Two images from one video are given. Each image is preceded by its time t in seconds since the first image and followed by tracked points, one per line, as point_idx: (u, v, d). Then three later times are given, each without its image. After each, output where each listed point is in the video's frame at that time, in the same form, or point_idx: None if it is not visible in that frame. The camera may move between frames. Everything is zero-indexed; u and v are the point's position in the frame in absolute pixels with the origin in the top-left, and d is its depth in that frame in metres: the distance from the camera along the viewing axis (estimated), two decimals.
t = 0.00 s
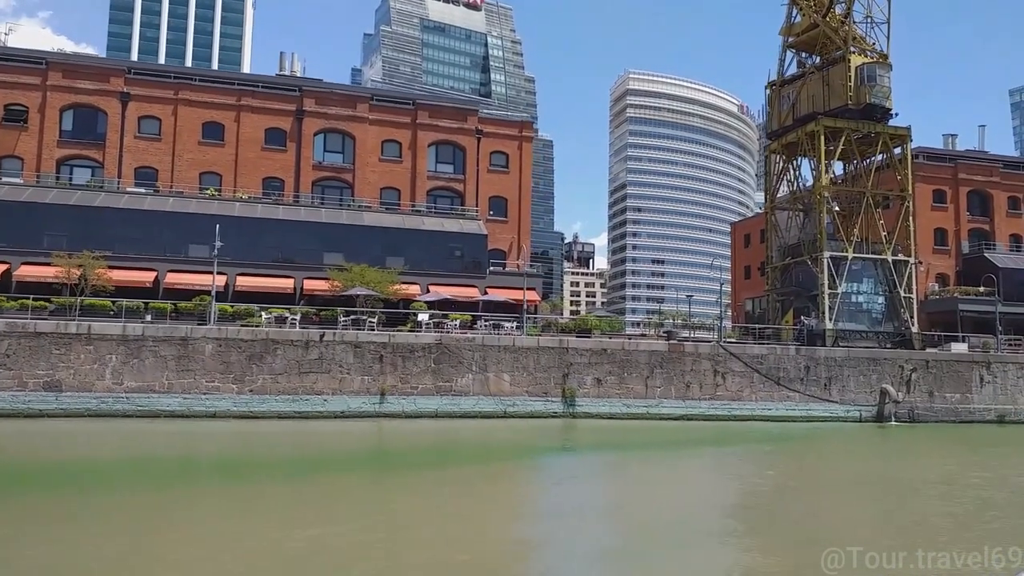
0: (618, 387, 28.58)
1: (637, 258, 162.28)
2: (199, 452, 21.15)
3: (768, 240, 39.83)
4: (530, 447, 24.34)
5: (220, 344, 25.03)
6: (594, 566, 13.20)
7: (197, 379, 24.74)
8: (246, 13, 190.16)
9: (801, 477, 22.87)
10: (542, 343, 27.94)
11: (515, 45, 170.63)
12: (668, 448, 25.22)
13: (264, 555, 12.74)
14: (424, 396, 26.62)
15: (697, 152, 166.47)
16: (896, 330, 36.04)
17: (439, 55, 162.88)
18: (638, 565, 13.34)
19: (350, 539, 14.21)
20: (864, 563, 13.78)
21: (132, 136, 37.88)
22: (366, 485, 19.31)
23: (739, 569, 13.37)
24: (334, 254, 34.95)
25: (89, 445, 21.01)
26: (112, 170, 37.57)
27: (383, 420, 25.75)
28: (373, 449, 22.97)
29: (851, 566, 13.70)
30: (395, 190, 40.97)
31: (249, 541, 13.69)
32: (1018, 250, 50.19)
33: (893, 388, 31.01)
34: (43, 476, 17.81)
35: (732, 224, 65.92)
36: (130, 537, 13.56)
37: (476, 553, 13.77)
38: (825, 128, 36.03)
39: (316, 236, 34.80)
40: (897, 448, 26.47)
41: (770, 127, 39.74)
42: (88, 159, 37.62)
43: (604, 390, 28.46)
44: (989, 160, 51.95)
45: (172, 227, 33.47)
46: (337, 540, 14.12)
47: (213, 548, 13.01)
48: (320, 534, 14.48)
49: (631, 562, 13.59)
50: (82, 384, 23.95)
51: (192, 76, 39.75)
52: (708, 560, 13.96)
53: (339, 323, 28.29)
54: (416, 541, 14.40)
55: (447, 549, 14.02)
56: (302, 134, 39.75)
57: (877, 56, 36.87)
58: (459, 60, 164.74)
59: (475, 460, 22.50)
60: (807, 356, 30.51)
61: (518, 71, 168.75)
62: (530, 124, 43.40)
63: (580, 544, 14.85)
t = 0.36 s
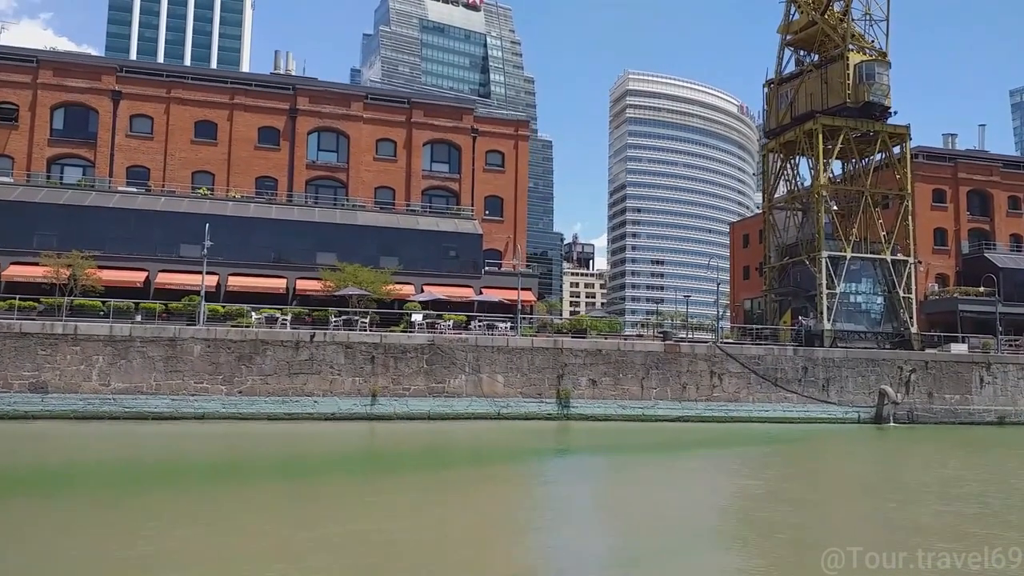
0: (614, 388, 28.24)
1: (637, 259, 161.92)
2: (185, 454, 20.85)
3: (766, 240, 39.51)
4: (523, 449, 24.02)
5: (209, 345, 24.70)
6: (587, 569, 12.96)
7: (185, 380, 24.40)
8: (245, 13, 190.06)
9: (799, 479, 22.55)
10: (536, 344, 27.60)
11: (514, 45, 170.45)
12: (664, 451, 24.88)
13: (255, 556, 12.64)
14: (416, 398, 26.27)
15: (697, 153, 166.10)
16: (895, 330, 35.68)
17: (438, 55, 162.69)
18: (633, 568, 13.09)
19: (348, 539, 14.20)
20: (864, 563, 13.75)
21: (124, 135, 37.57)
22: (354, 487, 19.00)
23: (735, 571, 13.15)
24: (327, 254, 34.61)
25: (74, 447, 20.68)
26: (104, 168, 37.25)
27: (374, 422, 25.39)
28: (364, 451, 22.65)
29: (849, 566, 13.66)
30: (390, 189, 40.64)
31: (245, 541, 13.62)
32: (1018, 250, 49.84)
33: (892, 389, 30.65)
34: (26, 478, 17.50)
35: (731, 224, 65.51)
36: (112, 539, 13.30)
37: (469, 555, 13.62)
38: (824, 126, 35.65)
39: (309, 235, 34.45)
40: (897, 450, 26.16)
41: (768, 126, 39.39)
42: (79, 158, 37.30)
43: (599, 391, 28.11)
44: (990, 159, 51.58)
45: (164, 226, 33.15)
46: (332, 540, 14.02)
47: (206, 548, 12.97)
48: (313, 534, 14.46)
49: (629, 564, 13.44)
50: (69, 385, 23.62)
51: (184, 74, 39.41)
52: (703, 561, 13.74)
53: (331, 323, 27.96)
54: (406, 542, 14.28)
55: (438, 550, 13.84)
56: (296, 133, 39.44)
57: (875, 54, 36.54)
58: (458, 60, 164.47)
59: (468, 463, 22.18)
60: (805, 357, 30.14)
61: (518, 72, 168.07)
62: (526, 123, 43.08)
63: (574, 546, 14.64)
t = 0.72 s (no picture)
0: (607, 388, 27.89)
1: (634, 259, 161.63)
2: (171, 455, 20.50)
3: (762, 239, 39.21)
4: (514, 449, 23.70)
5: (195, 345, 24.32)
6: (581, 571, 12.69)
7: (171, 380, 24.03)
8: (241, 12, 189.41)
9: (794, 480, 22.25)
10: (528, 344, 27.24)
11: (511, 45, 170.06)
12: (658, 452, 24.53)
13: (245, 558, 12.41)
14: (406, 398, 25.90)
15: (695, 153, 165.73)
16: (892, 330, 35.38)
17: (435, 55, 162.05)
18: (627, 570, 12.83)
19: (339, 540, 13.97)
20: (863, 563, 13.61)
21: (113, 133, 37.19)
22: (342, 489, 18.67)
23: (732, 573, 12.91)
24: (318, 253, 34.20)
25: (57, 448, 20.33)
26: (92, 166, 36.87)
27: (363, 423, 25.01)
28: (353, 452, 22.32)
29: (849, 566, 13.53)
30: (383, 187, 40.25)
31: (230, 543, 13.35)
32: (1016, 248, 49.59)
33: (889, 389, 30.33)
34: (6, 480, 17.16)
35: (727, 224, 65.11)
36: (90, 541, 12.98)
37: (463, 557, 13.38)
38: (819, 124, 35.26)
39: (300, 234, 34.06)
40: (893, 450, 25.89)
41: (764, 124, 39.07)
42: (67, 156, 36.92)
43: (592, 391, 27.76)
44: (987, 158, 51.30)
45: (153, 225, 32.79)
46: (321, 542, 13.78)
47: (192, 550, 12.72)
48: (301, 536, 14.20)
49: (624, 565, 13.19)
50: (52, 386, 23.24)
51: (174, 72, 39.04)
52: (701, 562, 13.51)
53: (320, 323, 27.60)
54: (399, 543, 14.04)
55: (430, 551, 13.59)
56: (287, 131, 39.09)
57: (872, 51, 36.25)
58: (455, 60, 164.02)
59: (458, 464, 21.86)
60: (801, 357, 29.81)
61: (515, 72, 166.90)
62: (520, 121, 42.73)
63: (569, 547, 14.40)
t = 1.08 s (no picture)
0: (601, 388, 27.58)
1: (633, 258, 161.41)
2: (157, 456, 20.17)
3: (758, 236, 38.85)
4: (507, 450, 23.41)
5: (183, 344, 23.99)
6: (574, 573, 12.39)
7: (158, 380, 23.70)
8: (238, 11, 188.90)
9: (791, 480, 21.96)
10: (522, 342, 26.90)
11: (509, 44, 170.03)
12: (653, 452, 24.23)
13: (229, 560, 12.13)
14: (398, 398, 25.56)
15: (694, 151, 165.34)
16: (890, 328, 35.02)
17: (433, 53, 161.76)
18: (621, 571, 12.55)
19: (327, 541, 13.72)
20: (864, 563, 13.36)
21: (103, 130, 36.87)
22: (331, 490, 18.36)
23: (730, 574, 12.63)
24: (310, 251, 33.85)
25: (41, 448, 20.00)
26: (82, 164, 36.53)
27: (354, 423, 24.68)
28: (344, 453, 22.01)
29: (850, 566, 13.26)
30: (376, 185, 39.93)
31: (214, 546, 13.05)
32: (1015, 246, 49.30)
33: (886, 389, 30.02)
34: None
35: (725, 223, 64.84)
36: (68, 544, 12.65)
37: (452, 557, 13.12)
38: (816, 120, 34.93)
39: (292, 232, 33.72)
40: (891, 450, 25.61)
41: (760, 121, 38.75)
42: (57, 154, 36.58)
43: (586, 391, 27.45)
44: (986, 155, 50.98)
45: (144, 223, 32.46)
46: (309, 543, 13.49)
47: (176, 552, 12.43)
48: (288, 538, 13.91)
49: (618, 566, 12.92)
50: (37, 386, 22.90)
51: (165, 68, 38.70)
52: (699, 564, 13.24)
53: (311, 322, 27.29)
54: (388, 544, 13.77)
55: (419, 552, 13.31)
56: (279, 129, 38.76)
57: (869, 47, 35.94)
58: (454, 58, 163.47)
59: (450, 464, 21.56)
60: (797, 356, 29.51)
61: (513, 70, 167.53)
62: (515, 118, 42.44)
63: (563, 548, 14.12)
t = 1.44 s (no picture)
0: (595, 388, 27.23)
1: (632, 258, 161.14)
2: (142, 457, 19.84)
3: (754, 235, 38.49)
4: (498, 451, 23.07)
5: (169, 343, 23.64)
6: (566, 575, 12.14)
7: (144, 380, 23.32)
8: (235, 10, 188.41)
9: (786, 481, 21.66)
10: (514, 342, 26.54)
11: (508, 44, 169.87)
12: (646, 453, 23.89)
13: (218, 563, 11.91)
14: (387, 399, 25.20)
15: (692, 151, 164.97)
16: (887, 328, 34.70)
17: (431, 53, 161.46)
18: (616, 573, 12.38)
19: (316, 544, 13.48)
20: (863, 563, 13.23)
21: (92, 128, 36.52)
22: (320, 492, 18.08)
23: None
24: (301, 250, 33.47)
25: (24, 450, 19.65)
26: (71, 162, 36.17)
27: (343, 425, 24.32)
28: (332, 454, 21.69)
29: (849, 567, 13.12)
30: (369, 183, 39.60)
31: (202, 547, 12.83)
32: (1013, 245, 49.02)
33: (883, 389, 29.69)
34: None
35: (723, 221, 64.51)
36: (47, 547, 12.37)
37: (444, 559, 12.95)
38: (813, 118, 34.57)
39: (284, 231, 33.38)
40: (888, 451, 25.33)
41: (757, 118, 38.39)
42: (46, 152, 36.23)
43: (579, 391, 27.10)
44: (984, 154, 50.67)
45: (133, 221, 32.11)
46: (299, 546, 13.28)
47: (159, 556, 12.17)
48: (280, 540, 13.71)
49: (614, 568, 12.76)
50: (21, 386, 22.53)
51: (155, 65, 38.33)
52: (696, 564, 13.07)
53: (300, 321, 26.93)
54: (380, 546, 13.60)
55: (411, 554, 13.12)
56: (271, 126, 38.41)
57: (866, 43, 35.62)
58: (452, 58, 163.16)
59: (440, 466, 21.25)
60: (793, 355, 29.17)
61: (512, 70, 167.67)
62: (509, 116, 42.10)
63: (558, 549, 13.95)
